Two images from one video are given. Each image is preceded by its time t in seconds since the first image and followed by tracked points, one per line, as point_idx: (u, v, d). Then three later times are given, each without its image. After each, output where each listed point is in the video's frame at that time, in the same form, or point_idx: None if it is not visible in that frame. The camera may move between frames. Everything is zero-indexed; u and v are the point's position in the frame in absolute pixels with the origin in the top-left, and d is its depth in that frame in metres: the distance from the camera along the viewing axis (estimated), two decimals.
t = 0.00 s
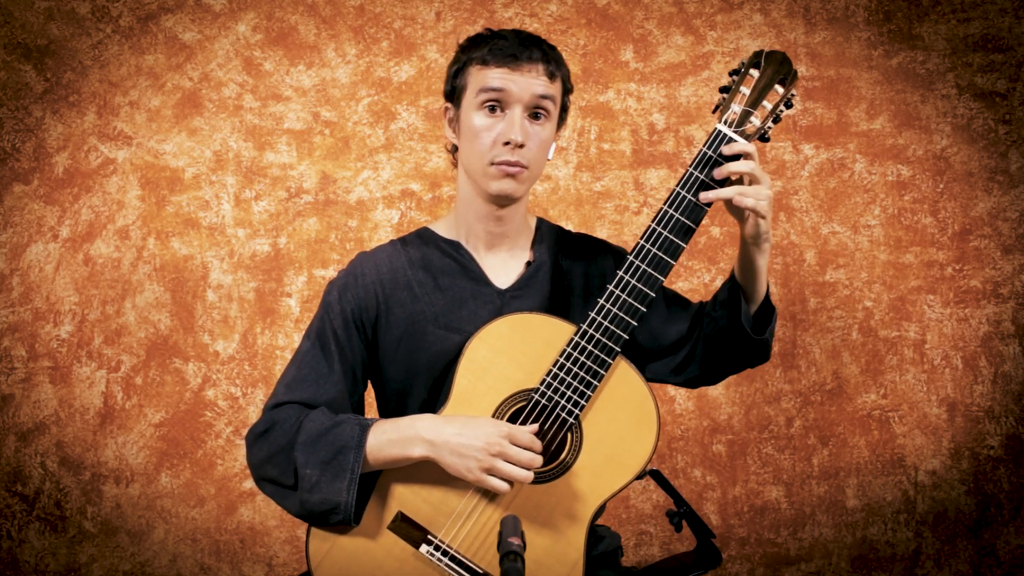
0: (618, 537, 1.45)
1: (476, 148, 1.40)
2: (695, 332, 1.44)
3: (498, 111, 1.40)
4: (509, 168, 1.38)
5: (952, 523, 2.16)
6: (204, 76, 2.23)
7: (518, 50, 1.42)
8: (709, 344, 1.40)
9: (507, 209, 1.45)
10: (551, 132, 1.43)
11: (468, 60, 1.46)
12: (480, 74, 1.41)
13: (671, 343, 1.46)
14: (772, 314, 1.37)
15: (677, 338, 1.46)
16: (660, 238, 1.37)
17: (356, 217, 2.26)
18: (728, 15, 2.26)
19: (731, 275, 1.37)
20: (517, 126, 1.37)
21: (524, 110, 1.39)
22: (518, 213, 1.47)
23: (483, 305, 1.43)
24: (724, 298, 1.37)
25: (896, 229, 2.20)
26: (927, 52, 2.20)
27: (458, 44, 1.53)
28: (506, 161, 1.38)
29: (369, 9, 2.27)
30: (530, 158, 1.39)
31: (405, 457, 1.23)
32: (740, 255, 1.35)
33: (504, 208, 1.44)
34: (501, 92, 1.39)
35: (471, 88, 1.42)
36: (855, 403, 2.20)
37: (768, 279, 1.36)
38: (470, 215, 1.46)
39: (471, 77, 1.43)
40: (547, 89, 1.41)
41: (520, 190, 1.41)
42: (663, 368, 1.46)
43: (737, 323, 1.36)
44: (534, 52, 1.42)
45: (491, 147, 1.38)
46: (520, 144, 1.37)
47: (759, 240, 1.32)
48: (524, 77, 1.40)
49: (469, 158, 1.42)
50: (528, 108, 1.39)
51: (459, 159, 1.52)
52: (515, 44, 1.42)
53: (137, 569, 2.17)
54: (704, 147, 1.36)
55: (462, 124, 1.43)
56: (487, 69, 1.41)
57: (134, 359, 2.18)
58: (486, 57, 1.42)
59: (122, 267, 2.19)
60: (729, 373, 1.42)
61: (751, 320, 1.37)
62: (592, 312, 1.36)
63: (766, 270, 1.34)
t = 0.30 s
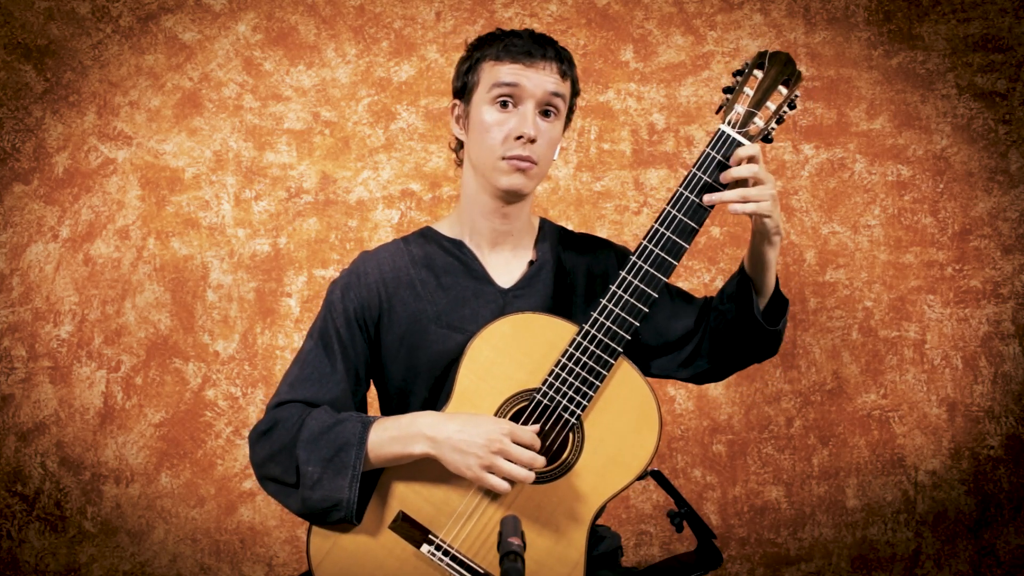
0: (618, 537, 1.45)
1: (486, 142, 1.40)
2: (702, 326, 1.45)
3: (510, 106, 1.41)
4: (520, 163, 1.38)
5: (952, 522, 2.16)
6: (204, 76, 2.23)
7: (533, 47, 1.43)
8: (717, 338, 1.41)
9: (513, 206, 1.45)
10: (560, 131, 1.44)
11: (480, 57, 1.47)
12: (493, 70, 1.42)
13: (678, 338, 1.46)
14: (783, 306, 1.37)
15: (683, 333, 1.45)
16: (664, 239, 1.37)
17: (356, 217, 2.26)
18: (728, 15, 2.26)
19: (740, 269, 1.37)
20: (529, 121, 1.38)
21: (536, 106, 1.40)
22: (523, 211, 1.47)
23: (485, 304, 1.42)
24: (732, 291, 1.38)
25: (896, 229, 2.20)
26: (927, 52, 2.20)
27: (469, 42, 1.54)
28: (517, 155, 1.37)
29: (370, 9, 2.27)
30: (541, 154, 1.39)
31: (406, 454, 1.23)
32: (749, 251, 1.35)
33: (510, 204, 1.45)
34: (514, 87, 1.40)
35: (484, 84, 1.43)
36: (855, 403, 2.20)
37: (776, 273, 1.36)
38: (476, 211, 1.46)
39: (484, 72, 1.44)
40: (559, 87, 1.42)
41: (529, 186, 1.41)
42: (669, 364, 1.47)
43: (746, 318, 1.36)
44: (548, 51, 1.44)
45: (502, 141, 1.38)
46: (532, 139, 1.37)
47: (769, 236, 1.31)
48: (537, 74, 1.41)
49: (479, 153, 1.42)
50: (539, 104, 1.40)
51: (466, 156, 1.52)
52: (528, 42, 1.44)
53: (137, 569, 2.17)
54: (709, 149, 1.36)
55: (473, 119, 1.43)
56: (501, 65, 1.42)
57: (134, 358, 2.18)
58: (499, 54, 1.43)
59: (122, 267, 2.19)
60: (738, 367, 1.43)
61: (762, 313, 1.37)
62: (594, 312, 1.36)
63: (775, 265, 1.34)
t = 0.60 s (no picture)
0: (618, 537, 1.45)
1: (475, 139, 1.40)
2: (699, 330, 1.45)
3: (494, 101, 1.42)
4: (510, 156, 1.39)
5: (952, 523, 2.16)
6: (204, 76, 2.23)
7: (510, 42, 1.45)
8: (713, 342, 1.41)
9: (507, 202, 1.45)
10: (548, 121, 1.44)
11: (461, 58, 1.48)
12: (474, 69, 1.44)
13: (675, 341, 1.46)
14: (774, 312, 1.37)
15: (680, 336, 1.46)
16: (660, 238, 1.37)
17: (356, 217, 2.26)
18: (728, 15, 2.26)
19: (736, 271, 1.37)
20: (515, 113, 1.39)
21: (521, 99, 1.41)
22: (518, 208, 1.47)
23: (482, 304, 1.42)
24: (730, 294, 1.38)
25: (896, 229, 2.20)
26: (927, 52, 2.20)
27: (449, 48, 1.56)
28: (506, 148, 1.38)
29: (370, 9, 2.27)
30: (530, 145, 1.40)
31: (403, 455, 1.23)
32: (746, 252, 1.36)
33: (504, 200, 1.45)
34: (497, 82, 1.41)
35: (467, 83, 1.44)
36: (855, 403, 2.20)
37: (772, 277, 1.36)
38: (470, 210, 1.46)
39: (466, 72, 1.46)
40: (541, 78, 1.43)
41: (522, 178, 1.41)
42: (665, 367, 1.47)
43: (740, 321, 1.37)
44: (527, 44, 1.46)
45: (490, 136, 1.39)
46: (519, 130, 1.38)
47: (764, 236, 1.32)
48: (518, 67, 1.42)
49: (468, 151, 1.43)
50: (524, 96, 1.41)
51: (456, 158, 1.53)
52: (506, 37, 1.46)
53: (137, 569, 2.17)
54: (706, 147, 1.36)
55: (459, 119, 1.44)
56: (481, 62, 1.44)
57: (134, 359, 2.18)
58: (479, 52, 1.45)
59: (122, 267, 2.19)
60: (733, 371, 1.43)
61: (754, 319, 1.37)
62: (592, 312, 1.36)
63: (771, 267, 1.35)
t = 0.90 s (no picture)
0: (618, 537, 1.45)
1: (468, 140, 1.40)
2: (699, 328, 1.45)
3: (486, 102, 1.42)
4: (503, 155, 1.39)
5: (952, 523, 2.16)
6: (204, 76, 2.23)
7: (499, 41, 1.45)
8: (714, 341, 1.41)
9: (503, 201, 1.45)
10: (541, 119, 1.44)
11: (451, 60, 1.48)
12: (465, 70, 1.44)
13: (676, 340, 1.46)
14: (779, 310, 1.37)
15: (681, 335, 1.46)
16: (661, 238, 1.37)
17: (356, 217, 2.26)
18: (728, 15, 2.26)
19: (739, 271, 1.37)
20: (507, 112, 1.39)
21: (512, 98, 1.41)
22: (515, 207, 1.47)
23: (482, 305, 1.42)
24: (732, 293, 1.38)
25: (896, 229, 2.20)
26: (927, 52, 2.20)
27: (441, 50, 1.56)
28: (499, 148, 1.38)
29: (369, 9, 2.27)
30: (523, 144, 1.40)
31: (402, 455, 1.23)
32: (749, 253, 1.35)
33: (500, 200, 1.45)
34: (488, 82, 1.41)
35: (457, 84, 1.44)
36: (855, 403, 2.20)
37: (775, 277, 1.36)
38: (466, 211, 1.46)
39: (456, 74, 1.46)
40: (532, 76, 1.43)
41: (517, 177, 1.41)
42: (666, 366, 1.47)
43: (743, 320, 1.36)
44: (515, 43, 1.46)
45: (483, 136, 1.39)
46: (511, 130, 1.38)
47: (770, 240, 1.31)
48: (508, 66, 1.42)
49: (462, 152, 1.43)
50: (514, 95, 1.41)
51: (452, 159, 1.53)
52: (495, 37, 1.46)
53: (137, 569, 2.17)
54: (707, 148, 1.37)
55: (452, 120, 1.44)
56: (472, 63, 1.44)
57: (134, 358, 2.18)
58: (468, 53, 1.45)
59: (122, 267, 2.19)
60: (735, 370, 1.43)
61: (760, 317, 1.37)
62: (592, 312, 1.36)
63: (774, 268, 1.35)
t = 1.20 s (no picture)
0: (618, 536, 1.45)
1: (468, 140, 1.41)
2: (700, 329, 1.45)
3: (486, 101, 1.42)
4: (504, 155, 1.39)
5: (952, 522, 2.16)
6: (204, 76, 2.23)
7: (500, 41, 1.45)
8: (715, 341, 1.41)
9: (503, 201, 1.45)
10: (541, 119, 1.44)
11: (452, 59, 1.48)
12: (465, 69, 1.44)
13: (677, 340, 1.46)
14: (780, 310, 1.37)
15: (682, 335, 1.46)
16: (663, 238, 1.37)
17: (356, 217, 2.26)
18: (728, 15, 2.26)
19: (740, 270, 1.37)
20: (507, 112, 1.39)
21: (512, 98, 1.41)
22: (516, 207, 1.47)
23: (483, 304, 1.42)
24: (733, 293, 1.38)
25: (896, 229, 2.20)
26: (927, 52, 2.21)
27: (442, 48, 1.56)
28: (499, 148, 1.38)
29: (370, 9, 2.27)
30: (523, 144, 1.40)
31: (405, 454, 1.23)
32: (751, 252, 1.35)
33: (501, 199, 1.45)
34: (488, 82, 1.41)
35: (458, 84, 1.44)
36: (855, 403, 2.20)
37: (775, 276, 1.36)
38: (467, 210, 1.46)
39: (456, 73, 1.46)
40: (532, 76, 1.43)
41: (517, 177, 1.41)
42: (667, 366, 1.47)
43: (744, 320, 1.36)
44: (516, 43, 1.46)
45: (483, 136, 1.39)
46: (511, 130, 1.38)
47: (771, 238, 1.31)
48: (508, 66, 1.42)
49: (462, 151, 1.43)
50: (515, 95, 1.41)
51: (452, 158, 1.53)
52: (496, 36, 1.46)
53: (137, 569, 2.17)
54: (709, 148, 1.36)
55: (452, 120, 1.45)
56: (472, 63, 1.44)
57: (134, 359, 2.18)
58: (469, 52, 1.45)
59: (122, 267, 2.19)
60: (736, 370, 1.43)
61: (760, 317, 1.38)
62: (594, 312, 1.36)
63: (776, 267, 1.34)
